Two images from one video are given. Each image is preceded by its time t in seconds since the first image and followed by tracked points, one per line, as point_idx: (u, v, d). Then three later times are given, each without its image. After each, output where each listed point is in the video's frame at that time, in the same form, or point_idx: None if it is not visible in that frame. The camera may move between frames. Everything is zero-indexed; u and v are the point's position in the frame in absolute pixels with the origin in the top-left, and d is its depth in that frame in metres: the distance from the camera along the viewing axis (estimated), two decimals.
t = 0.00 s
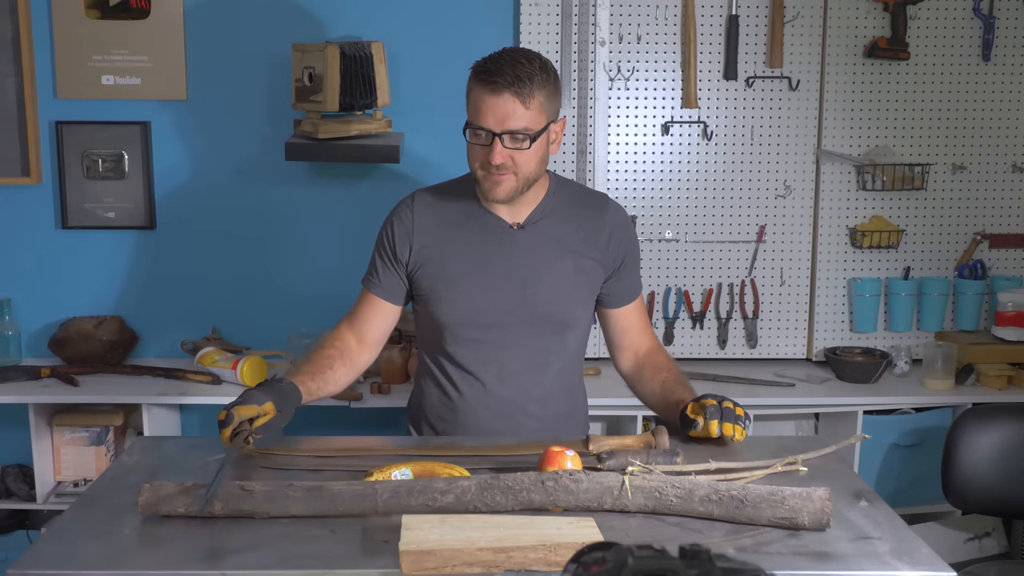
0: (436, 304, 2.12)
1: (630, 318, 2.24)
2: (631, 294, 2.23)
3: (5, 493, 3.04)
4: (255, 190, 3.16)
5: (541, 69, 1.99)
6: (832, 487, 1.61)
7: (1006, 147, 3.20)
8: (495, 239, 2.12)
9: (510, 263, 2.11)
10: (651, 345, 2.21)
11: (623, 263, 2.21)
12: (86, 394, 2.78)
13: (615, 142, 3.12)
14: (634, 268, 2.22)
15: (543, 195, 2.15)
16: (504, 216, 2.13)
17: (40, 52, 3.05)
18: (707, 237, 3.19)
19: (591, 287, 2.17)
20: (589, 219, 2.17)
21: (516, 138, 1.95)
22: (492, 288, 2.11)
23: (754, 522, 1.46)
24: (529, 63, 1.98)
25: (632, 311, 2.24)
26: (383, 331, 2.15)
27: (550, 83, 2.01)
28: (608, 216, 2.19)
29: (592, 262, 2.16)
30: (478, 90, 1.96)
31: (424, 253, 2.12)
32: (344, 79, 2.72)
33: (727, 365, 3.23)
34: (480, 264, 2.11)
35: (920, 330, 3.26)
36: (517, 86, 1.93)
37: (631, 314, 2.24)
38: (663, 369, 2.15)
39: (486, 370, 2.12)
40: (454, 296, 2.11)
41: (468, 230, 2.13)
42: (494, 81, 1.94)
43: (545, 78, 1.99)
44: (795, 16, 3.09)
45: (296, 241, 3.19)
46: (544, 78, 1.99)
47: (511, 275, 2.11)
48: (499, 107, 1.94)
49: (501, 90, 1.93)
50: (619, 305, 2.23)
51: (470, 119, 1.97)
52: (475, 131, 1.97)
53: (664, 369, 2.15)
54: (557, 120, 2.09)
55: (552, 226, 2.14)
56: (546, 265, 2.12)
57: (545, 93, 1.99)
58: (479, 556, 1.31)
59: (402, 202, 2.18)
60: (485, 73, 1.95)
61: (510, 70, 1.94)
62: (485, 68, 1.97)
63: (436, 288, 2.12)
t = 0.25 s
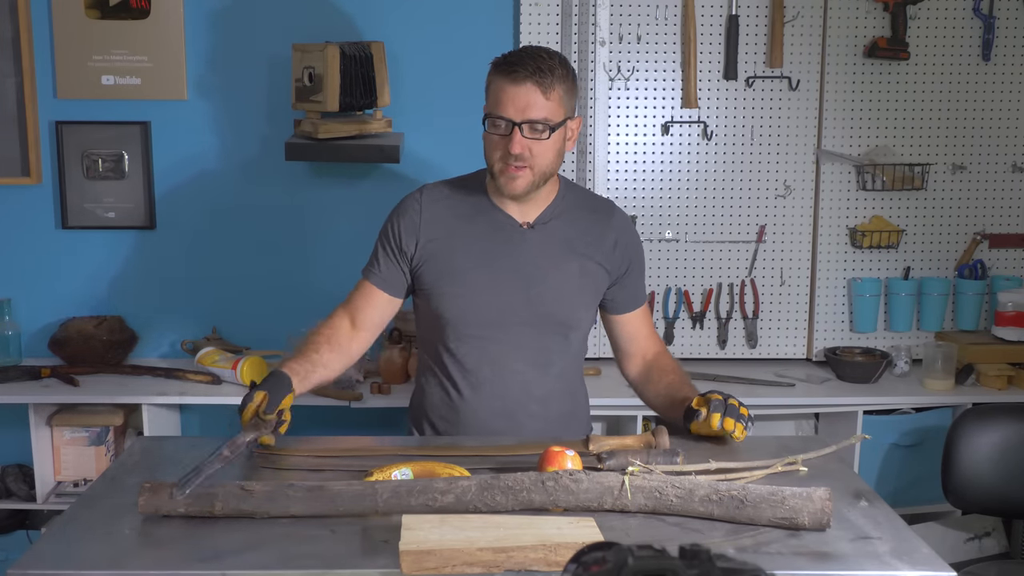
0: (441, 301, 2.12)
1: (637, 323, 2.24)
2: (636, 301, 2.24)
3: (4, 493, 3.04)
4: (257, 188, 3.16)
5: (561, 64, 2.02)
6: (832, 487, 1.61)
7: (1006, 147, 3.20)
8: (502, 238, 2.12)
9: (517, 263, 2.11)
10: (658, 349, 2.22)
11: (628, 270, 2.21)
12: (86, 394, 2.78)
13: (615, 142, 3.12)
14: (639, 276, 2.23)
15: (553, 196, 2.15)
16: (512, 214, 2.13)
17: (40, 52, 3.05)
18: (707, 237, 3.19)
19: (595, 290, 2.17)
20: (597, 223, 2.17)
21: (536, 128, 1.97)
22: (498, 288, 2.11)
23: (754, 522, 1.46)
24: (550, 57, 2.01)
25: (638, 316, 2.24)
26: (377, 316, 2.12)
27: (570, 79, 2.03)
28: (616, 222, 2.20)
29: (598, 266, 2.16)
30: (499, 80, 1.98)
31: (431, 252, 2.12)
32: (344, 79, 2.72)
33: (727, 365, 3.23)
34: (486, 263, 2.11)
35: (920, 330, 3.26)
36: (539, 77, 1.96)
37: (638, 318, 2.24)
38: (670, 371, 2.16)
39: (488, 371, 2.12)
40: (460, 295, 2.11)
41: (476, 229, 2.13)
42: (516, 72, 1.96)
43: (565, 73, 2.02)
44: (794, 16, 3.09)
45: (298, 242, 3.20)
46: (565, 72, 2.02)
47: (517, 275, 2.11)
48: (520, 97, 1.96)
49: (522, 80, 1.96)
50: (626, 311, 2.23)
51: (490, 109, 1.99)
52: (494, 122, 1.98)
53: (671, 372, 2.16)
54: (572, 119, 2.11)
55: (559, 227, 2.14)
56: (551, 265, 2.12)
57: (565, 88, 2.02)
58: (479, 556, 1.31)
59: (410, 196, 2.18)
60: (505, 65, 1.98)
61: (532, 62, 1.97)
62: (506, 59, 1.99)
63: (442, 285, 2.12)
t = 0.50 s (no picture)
0: (440, 302, 2.12)
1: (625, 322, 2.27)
2: (631, 301, 2.26)
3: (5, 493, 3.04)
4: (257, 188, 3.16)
5: (564, 61, 2.05)
6: (832, 487, 1.61)
7: (1006, 147, 3.20)
8: (500, 238, 2.12)
9: (516, 263, 2.11)
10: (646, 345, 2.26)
11: (625, 270, 2.22)
12: (86, 395, 2.78)
13: (615, 142, 3.13)
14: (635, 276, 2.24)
15: (549, 195, 2.15)
16: (508, 213, 2.14)
17: (40, 52, 3.05)
18: (707, 237, 3.19)
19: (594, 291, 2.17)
20: (596, 223, 2.17)
21: (538, 119, 1.99)
22: (497, 288, 2.11)
23: (753, 522, 1.46)
24: (554, 53, 2.04)
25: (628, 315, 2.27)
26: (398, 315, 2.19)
27: (571, 77, 2.07)
28: (615, 222, 2.20)
29: (597, 266, 2.17)
30: (504, 71, 2.00)
31: (428, 251, 2.13)
32: (344, 79, 2.72)
33: (727, 365, 3.23)
34: (485, 263, 2.11)
35: (920, 330, 3.26)
36: (543, 69, 1.99)
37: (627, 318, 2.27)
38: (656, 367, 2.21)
39: (487, 371, 2.11)
40: (459, 295, 2.11)
41: (473, 228, 2.13)
42: (520, 63, 1.99)
43: (567, 70, 2.05)
44: (794, 16, 3.09)
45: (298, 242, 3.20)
46: (568, 70, 2.05)
47: (516, 275, 2.11)
48: (523, 88, 1.98)
49: (526, 71, 1.98)
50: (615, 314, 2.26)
51: (493, 100, 2.00)
52: (496, 112, 2.00)
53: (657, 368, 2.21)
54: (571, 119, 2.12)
55: (558, 227, 2.14)
56: (551, 265, 2.12)
57: (567, 84, 2.05)
58: (479, 556, 1.31)
59: (409, 200, 2.18)
60: (510, 57, 2.00)
61: (536, 55, 2.00)
62: (511, 52, 2.02)
63: (441, 286, 2.12)
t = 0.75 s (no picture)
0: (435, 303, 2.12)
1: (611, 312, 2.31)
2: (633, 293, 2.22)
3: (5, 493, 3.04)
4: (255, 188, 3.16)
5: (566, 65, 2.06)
6: (832, 487, 1.61)
7: (1006, 146, 3.20)
8: (493, 238, 2.12)
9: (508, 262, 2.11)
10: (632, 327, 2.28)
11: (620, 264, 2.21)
12: (86, 395, 2.78)
13: (615, 142, 3.12)
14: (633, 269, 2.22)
15: (541, 194, 2.15)
16: (500, 212, 2.13)
17: (40, 52, 3.05)
18: (706, 237, 3.19)
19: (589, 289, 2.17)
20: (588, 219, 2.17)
21: (541, 123, 1.99)
22: (490, 286, 2.11)
23: (754, 522, 1.46)
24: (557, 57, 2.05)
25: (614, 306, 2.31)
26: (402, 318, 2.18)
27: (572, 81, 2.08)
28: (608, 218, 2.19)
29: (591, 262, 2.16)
30: (507, 73, 2.00)
31: (424, 253, 2.14)
32: (344, 79, 2.72)
33: (727, 365, 3.23)
34: (478, 262, 2.11)
35: (920, 330, 3.26)
36: (548, 73, 2.00)
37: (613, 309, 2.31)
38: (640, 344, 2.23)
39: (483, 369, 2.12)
40: (456, 296, 2.11)
41: (468, 228, 2.13)
42: (525, 67, 1.99)
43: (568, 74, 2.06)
44: (794, 16, 3.09)
45: (297, 242, 3.20)
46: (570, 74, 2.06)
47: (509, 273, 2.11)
48: (528, 91, 1.98)
49: (532, 76, 1.99)
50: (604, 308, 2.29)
51: (496, 101, 2.00)
52: (499, 114, 2.00)
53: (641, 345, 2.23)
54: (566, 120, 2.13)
55: (550, 224, 2.14)
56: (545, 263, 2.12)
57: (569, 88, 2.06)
58: (479, 556, 1.31)
59: (405, 205, 2.19)
60: (516, 60, 2.00)
61: (540, 59, 2.01)
62: (515, 54, 2.02)
63: (435, 287, 2.12)
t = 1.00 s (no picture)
0: (432, 302, 2.12)
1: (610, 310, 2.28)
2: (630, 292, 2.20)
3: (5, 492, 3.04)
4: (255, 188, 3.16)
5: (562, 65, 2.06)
6: (832, 487, 1.61)
7: (1005, 146, 3.20)
8: (489, 238, 2.12)
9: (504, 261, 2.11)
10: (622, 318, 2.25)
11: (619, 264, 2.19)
12: (86, 395, 2.78)
13: (615, 142, 3.12)
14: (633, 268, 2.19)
15: (538, 193, 2.15)
16: (497, 211, 2.13)
17: (40, 52, 3.05)
18: (706, 237, 3.19)
19: (588, 287, 2.15)
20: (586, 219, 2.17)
21: (538, 124, 2.00)
22: (486, 286, 2.11)
23: (754, 522, 1.46)
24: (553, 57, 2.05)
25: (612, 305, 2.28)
26: (403, 313, 2.18)
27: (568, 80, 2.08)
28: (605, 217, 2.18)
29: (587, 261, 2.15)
30: (504, 73, 2.00)
31: (422, 252, 2.13)
32: (344, 79, 2.72)
33: (728, 365, 3.23)
34: (475, 261, 2.11)
35: (920, 330, 3.26)
36: (545, 74, 2.00)
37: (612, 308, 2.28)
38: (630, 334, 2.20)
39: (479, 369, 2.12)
40: (453, 296, 2.11)
41: (465, 227, 2.13)
42: (522, 67, 1.99)
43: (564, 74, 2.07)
44: (794, 16, 3.09)
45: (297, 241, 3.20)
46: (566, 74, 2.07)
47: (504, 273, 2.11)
48: (525, 92, 1.99)
49: (528, 77, 1.99)
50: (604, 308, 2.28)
51: (493, 101, 2.00)
52: (495, 114, 2.00)
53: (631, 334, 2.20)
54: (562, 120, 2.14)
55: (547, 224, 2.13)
56: (541, 263, 2.12)
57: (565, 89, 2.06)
58: (479, 556, 1.31)
59: (405, 204, 2.19)
60: (513, 60, 2.00)
61: (537, 59, 2.01)
62: (511, 54, 2.02)
63: (431, 287, 2.12)
